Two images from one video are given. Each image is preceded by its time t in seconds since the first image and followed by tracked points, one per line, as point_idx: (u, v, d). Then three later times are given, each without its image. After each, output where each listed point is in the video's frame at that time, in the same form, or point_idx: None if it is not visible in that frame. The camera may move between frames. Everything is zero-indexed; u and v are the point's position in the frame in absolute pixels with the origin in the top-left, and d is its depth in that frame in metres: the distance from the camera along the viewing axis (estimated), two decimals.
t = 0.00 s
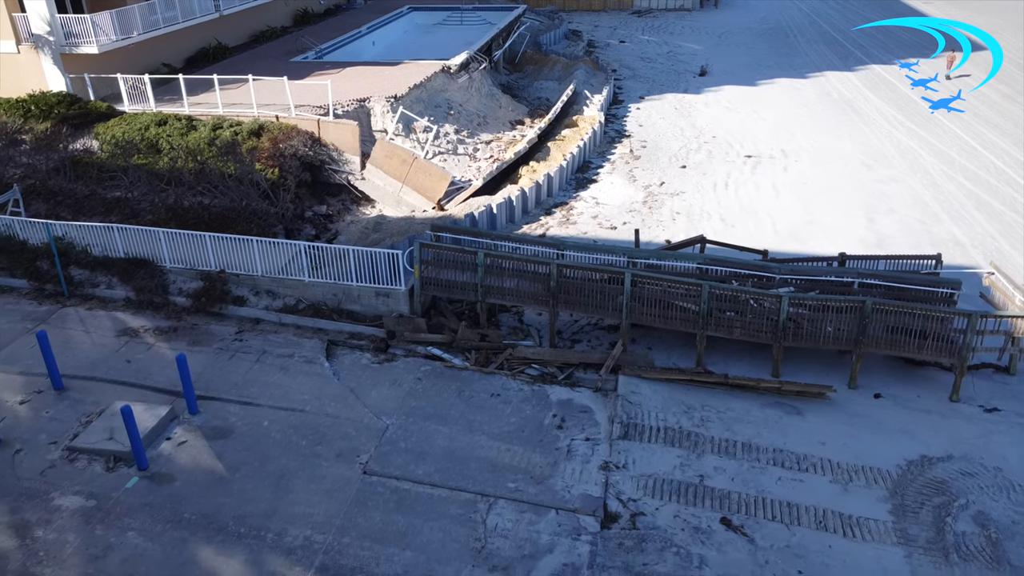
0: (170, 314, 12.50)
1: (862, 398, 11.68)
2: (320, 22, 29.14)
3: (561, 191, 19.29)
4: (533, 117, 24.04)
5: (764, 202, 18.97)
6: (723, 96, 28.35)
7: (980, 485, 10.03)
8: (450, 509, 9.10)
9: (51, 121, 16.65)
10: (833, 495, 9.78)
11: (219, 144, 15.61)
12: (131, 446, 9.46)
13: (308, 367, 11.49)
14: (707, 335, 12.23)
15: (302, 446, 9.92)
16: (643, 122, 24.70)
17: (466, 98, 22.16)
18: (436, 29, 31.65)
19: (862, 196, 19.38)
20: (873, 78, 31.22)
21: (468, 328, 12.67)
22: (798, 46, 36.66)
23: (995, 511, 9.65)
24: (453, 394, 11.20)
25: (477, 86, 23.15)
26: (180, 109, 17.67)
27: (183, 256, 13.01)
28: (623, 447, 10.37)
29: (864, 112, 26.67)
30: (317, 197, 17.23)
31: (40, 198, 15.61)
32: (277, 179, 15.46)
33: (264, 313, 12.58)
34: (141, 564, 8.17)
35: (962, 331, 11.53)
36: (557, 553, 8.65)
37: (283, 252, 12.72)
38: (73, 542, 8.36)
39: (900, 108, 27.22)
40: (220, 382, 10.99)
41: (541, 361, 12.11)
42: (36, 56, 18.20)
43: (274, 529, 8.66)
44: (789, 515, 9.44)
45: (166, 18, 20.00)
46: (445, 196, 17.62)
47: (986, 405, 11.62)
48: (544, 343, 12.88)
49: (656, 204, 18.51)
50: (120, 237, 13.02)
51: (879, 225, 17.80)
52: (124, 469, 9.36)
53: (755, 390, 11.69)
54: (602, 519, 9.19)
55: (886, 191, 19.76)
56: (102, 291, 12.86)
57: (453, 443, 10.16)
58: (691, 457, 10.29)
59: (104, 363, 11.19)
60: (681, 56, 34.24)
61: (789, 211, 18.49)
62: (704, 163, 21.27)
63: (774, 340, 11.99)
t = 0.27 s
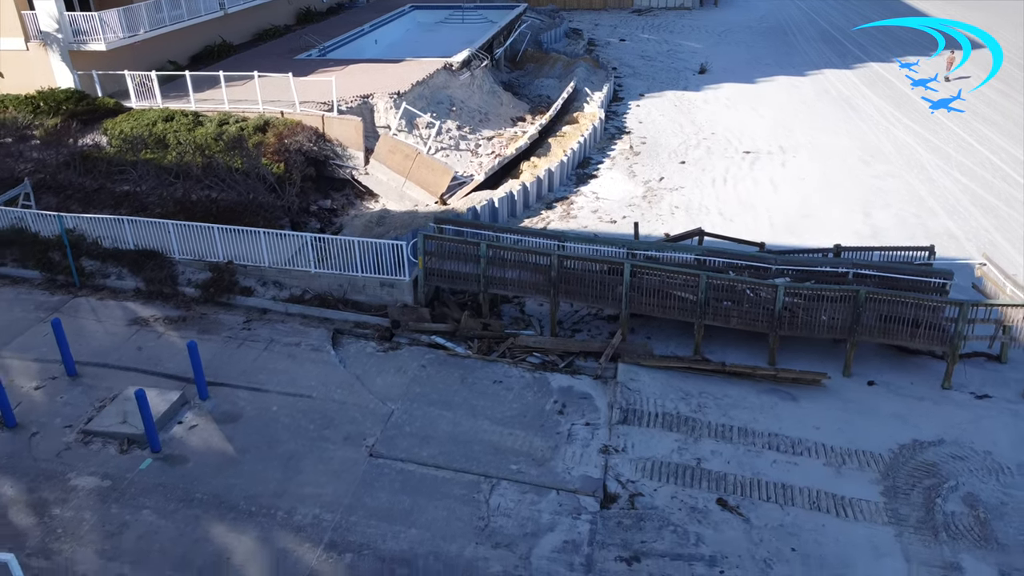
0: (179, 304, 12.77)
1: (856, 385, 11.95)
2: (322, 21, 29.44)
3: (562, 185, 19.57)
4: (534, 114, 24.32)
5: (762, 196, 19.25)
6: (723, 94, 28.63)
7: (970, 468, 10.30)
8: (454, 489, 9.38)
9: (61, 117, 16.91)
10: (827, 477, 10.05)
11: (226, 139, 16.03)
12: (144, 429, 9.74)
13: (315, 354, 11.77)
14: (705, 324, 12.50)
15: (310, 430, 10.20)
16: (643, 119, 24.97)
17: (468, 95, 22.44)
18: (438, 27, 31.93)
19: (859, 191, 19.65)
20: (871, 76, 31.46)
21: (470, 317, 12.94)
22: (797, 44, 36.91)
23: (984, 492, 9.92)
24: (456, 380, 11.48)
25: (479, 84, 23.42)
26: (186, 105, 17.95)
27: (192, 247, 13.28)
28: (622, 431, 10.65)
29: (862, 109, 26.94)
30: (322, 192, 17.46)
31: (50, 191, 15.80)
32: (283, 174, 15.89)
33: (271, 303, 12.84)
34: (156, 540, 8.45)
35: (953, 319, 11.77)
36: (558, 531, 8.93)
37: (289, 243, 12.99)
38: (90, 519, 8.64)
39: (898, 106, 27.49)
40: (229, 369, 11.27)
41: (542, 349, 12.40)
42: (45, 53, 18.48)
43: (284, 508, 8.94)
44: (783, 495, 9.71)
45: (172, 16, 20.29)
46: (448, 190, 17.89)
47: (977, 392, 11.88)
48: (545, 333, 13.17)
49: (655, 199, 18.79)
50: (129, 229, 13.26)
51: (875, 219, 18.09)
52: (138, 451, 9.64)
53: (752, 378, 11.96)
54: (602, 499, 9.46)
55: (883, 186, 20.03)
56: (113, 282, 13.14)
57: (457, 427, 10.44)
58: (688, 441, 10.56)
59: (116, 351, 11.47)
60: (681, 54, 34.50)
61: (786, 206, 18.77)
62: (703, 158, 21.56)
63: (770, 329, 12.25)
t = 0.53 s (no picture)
0: (190, 291, 13.15)
1: (847, 369, 12.33)
2: (325, 19, 29.82)
3: (562, 179, 19.95)
4: (535, 110, 24.70)
5: (758, 189, 19.64)
6: (721, 90, 29.00)
7: (955, 446, 10.68)
8: (458, 464, 9.76)
9: (72, 111, 17.26)
10: (817, 454, 10.43)
11: (235, 132, 16.42)
12: (159, 407, 10.12)
13: (322, 339, 12.15)
14: (701, 310, 12.87)
15: (319, 409, 10.58)
16: (642, 115, 25.35)
17: (470, 90, 22.83)
18: (440, 24, 32.30)
19: (854, 184, 20.04)
20: (868, 74, 31.80)
21: (473, 304, 13.31)
22: (795, 42, 37.28)
23: (969, 468, 10.30)
24: (460, 363, 11.86)
25: (480, 80, 23.81)
26: (194, 100, 18.31)
27: (202, 237, 13.69)
28: (620, 411, 11.03)
29: (859, 106, 27.32)
30: (327, 185, 17.81)
31: (63, 182, 16.24)
32: (291, 166, 16.27)
33: (279, 290, 13.22)
34: (174, 510, 8.83)
35: (942, 305, 12.14)
36: (558, 503, 9.31)
37: (297, 233, 13.37)
38: (110, 491, 9.02)
39: (894, 102, 27.87)
40: (240, 352, 11.66)
41: (543, 334, 12.78)
42: (55, 49, 18.82)
43: (296, 481, 9.33)
44: (775, 471, 10.09)
45: (180, 14, 20.67)
46: (451, 182, 18.41)
47: (965, 375, 12.27)
48: (546, 319, 13.56)
49: (653, 192, 19.18)
50: (142, 219, 13.67)
51: (869, 211, 18.49)
52: (154, 428, 10.02)
53: (746, 361, 12.34)
54: (600, 474, 9.84)
55: (877, 179, 20.41)
56: (125, 269, 13.50)
57: (460, 407, 10.82)
58: (684, 421, 10.94)
59: (130, 335, 11.85)
60: (680, 52, 34.87)
61: (783, 199, 19.16)
62: (701, 153, 21.94)
63: (764, 315, 12.61)
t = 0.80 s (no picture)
0: (200, 278, 13.54)
1: (837, 351, 12.72)
2: (328, 16, 30.23)
3: (561, 171, 20.35)
4: (534, 105, 25.10)
5: (753, 182, 20.05)
6: (718, 86, 29.40)
7: (941, 423, 11.07)
8: (461, 439, 10.15)
9: (82, 104, 17.64)
10: (807, 431, 10.82)
11: (242, 125, 16.88)
12: (173, 385, 10.51)
13: (329, 322, 12.54)
14: (696, 295, 13.27)
15: (327, 388, 10.97)
16: (640, 110, 25.76)
17: (471, 86, 23.23)
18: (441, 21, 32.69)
19: (847, 177, 20.45)
20: (864, 70, 32.19)
21: (475, 290, 13.70)
22: (792, 40, 37.71)
23: (953, 444, 10.69)
24: (462, 346, 12.25)
25: (481, 75, 24.21)
26: (201, 94, 18.72)
27: (211, 225, 14.08)
28: (617, 391, 11.42)
29: (854, 101, 27.75)
30: (331, 176, 18.20)
31: (74, 173, 16.70)
32: (296, 158, 16.66)
33: (287, 277, 13.61)
34: (188, 481, 9.21)
35: (929, 289, 12.54)
36: (557, 476, 9.70)
37: (304, 221, 13.76)
38: (127, 463, 9.40)
39: (889, 98, 28.29)
40: (250, 335, 12.04)
41: (542, 319, 13.18)
42: (65, 44, 19.26)
43: (305, 454, 9.71)
44: (766, 447, 10.48)
45: (186, 10, 21.06)
46: (451, 175, 18.80)
47: (951, 357, 12.67)
48: (545, 304, 13.96)
49: (651, 184, 19.60)
50: (152, 208, 14.07)
51: (861, 202, 18.94)
52: (168, 405, 10.41)
53: (739, 344, 12.74)
54: (598, 449, 10.23)
55: (871, 172, 20.82)
56: (137, 256, 13.89)
57: (463, 386, 11.22)
58: (679, 400, 11.33)
59: (143, 318, 12.24)
60: (679, 49, 35.28)
61: (777, 190, 19.59)
62: (697, 146, 22.35)
63: (757, 300, 13.00)
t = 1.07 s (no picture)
0: (207, 269, 13.83)
1: (831, 341, 13.02)
2: (330, 15, 30.52)
3: (561, 167, 20.65)
4: (534, 102, 25.40)
5: (750, 177, 20.36)
6: (716, 84, 29.70)
7: (930, 409, 11.35)
8: (463, 423, 10.43)
9: (88, 100, 17.72)
10: (800, 417, 11.10)
11: (247, 120, 17.03)
12: (183, 371, 10.78)
13: (334, 312, 12.83)
14: (692, 286, 13.57)
15: (332, 374, 11.26)
16: (638, 107, 26.05)
17: (472, 83, 23.52)
18: (442, 19, 32.96)
19: (842, 172, 20.78)
20: (861, 69, 32.48)
21: (476, 281, 13.99)
22: (790, 39, 38.01)
23: (942, 429, 10.96)
24: (464, 335, 12.54)
25: (482, 73, 24.49)
26: (206, 91, 18.96)
27: (217, 218, 14.37)
28: (615, 378, 11.72)
29: (850, 99, 28.07)
30: (335, 172, 18.43)
31: (83, 168, 17.15)
32: (300, 153, 16.87)
33: (292, 268, 13.89)
34: (199, 462, 9.48)
35: (919, 279, 12.85)
36: (557, 458, 9.97)
37: (308, 214, 14.06)
38: (140, 445, 9.68)
39: (885, 95, 28.61)
40: (257, 324, 12.33)
41: (542, 309, 13.47)
42: (72, 42, 19.56)
43: (312, 437, 9.99)
44: (760, 431, 10.76)
45: (190, 8, 21.31)
46: (452, 171, 19.17)
47: (942, 346, 12.97)
48: (545, 295, 14.24)
49: (649, 179, 19.91)
50: (160, 202, 14.40)
51: (856, 197, 19.29)
52: (178, 390, 10.69)
53: (734, 333, 13.03)
54: (596, 433, 10.50)
55: (866, 168, 21.14)
56: (145, 248, 14.18)
57: (465, 373, 11.51)
58: (675, 386, 11.63)
59: (152, 308, 12.54)
60: (677, 48, 35.58)
61: (774, 186, 19.91)
62: (695, 143, 22.66)
63: (752, 290, 13.30)
